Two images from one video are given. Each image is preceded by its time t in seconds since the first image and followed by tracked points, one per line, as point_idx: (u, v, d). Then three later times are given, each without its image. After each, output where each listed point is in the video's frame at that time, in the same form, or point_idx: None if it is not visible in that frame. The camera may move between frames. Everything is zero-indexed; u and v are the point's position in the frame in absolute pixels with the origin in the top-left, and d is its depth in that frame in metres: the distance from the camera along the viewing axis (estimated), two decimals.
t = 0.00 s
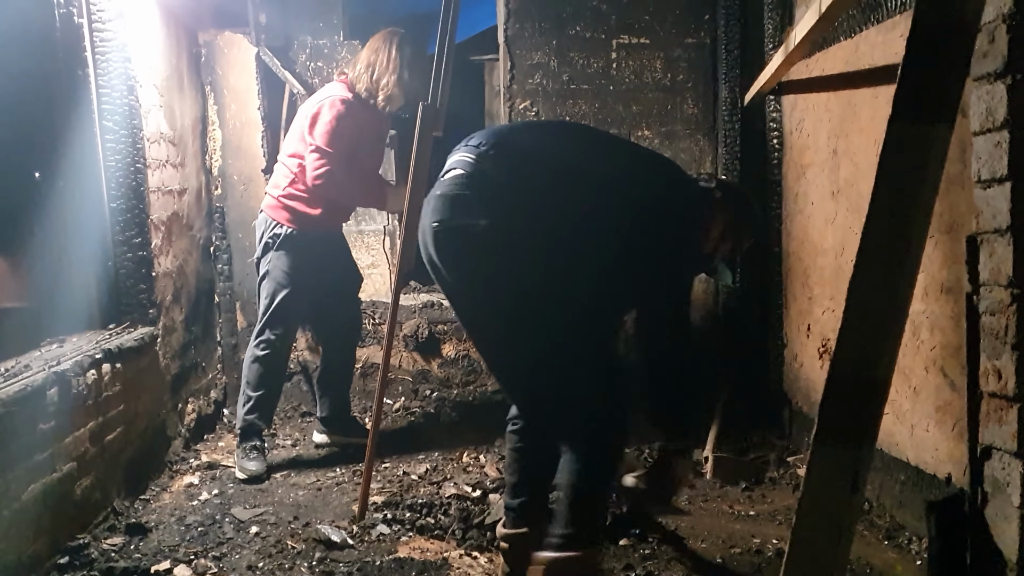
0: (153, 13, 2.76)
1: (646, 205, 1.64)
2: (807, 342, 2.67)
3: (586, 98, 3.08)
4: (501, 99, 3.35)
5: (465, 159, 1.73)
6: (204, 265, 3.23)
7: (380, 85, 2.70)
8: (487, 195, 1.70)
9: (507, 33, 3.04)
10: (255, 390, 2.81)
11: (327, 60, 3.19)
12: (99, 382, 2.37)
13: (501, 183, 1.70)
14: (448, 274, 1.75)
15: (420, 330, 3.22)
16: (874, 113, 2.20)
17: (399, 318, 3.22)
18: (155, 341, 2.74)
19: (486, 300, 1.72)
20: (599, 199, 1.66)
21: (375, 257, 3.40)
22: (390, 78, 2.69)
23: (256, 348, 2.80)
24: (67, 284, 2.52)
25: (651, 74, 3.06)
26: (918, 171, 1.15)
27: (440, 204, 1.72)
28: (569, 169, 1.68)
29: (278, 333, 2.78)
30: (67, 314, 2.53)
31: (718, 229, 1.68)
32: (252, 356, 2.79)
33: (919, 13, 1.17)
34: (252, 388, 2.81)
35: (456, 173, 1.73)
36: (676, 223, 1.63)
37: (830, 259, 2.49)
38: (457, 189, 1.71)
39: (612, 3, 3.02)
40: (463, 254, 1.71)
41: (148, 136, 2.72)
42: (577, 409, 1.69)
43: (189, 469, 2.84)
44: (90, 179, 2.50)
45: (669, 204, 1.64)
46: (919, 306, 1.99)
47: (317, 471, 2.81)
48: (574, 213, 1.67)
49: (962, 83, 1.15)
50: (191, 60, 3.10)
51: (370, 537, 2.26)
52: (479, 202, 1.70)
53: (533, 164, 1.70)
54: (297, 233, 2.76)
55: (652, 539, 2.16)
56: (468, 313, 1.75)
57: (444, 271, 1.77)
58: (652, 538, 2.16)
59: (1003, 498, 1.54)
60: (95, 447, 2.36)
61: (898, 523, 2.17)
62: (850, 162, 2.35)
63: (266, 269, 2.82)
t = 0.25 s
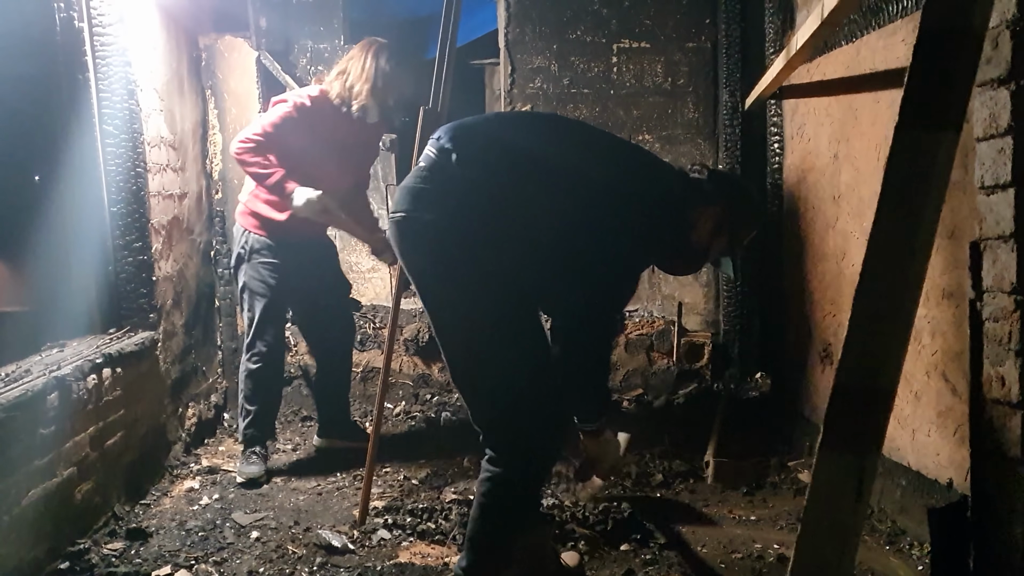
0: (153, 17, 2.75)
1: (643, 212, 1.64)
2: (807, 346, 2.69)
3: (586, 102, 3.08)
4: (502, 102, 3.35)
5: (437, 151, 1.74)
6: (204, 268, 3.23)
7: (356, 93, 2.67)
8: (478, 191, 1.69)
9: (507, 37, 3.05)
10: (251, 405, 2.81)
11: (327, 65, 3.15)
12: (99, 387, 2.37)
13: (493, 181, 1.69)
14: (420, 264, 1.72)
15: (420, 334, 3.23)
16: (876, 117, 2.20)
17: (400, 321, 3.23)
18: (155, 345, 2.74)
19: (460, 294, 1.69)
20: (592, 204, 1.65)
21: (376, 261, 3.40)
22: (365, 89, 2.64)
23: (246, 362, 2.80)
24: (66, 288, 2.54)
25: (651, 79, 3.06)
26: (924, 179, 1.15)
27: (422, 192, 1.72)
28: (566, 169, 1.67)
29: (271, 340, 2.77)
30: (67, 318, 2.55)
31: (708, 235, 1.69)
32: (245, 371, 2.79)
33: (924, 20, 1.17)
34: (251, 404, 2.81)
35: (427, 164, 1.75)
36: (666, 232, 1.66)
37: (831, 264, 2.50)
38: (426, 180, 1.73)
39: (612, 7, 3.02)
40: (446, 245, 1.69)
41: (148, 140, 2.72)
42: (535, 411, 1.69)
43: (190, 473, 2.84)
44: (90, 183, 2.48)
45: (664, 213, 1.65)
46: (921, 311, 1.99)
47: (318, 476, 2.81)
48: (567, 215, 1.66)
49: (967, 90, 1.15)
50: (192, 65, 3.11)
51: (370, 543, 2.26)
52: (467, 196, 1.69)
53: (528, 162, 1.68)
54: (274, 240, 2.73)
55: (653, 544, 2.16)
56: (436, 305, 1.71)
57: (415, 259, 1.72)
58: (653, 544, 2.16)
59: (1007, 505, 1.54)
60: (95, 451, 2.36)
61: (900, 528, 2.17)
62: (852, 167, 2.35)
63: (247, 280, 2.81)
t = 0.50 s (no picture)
0: (153, 17, 2.75)
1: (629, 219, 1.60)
2: (807, 346, 2.68)
3: (586, 103, 3.08)
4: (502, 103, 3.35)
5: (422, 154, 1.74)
6: (204, 269, 3.22)
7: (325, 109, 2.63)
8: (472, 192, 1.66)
9: (507, 38, 3.05)
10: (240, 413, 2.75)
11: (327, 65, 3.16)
12: (99, 388, 2.37)
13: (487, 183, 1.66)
14: (410, 264, 1.71)
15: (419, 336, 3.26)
16: (877, 117, 2.20)
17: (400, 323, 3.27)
18: (155, 346, 2.73)
19: (451, 296, 1.68)
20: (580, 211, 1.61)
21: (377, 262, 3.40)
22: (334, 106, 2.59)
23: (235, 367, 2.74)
24: (67, 289, 2.53)
25: (652, 79, 3.06)
26: (929, 178, 1.15)
27: (407, 191, 1.72)
28: (562, 173, 1.64)
29: (256, 341, 2.72)
30: (68, 319, 2.54)
31: (706, 245, 1.65)
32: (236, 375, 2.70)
33: (929, 19, 1.17)
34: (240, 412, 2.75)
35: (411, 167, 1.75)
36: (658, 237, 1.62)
37: (832, 264, 2.50)
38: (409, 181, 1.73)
39: (613, 7, 3.02)
40: (439, 246, 1.68)
41: (147, 140, 2.71)
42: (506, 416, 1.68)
43: (190, 474, 2.83)
44: (90, 184, 2.48)
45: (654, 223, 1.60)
46: (923, 311, 1.99)
47: (319, 476, 2.80)
48: (559, 222, 1.62)
49: (973, 90, 1.14)
50: (192, 65, 3.08)
51: (371, 543, 2.26)
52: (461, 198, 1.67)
53: (514, 165, 1.66)
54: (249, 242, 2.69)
55: (655, 544, 2.16)
56: (427, 304, 1.70)
57: (405, 260, 1.72)
58: (654, 545, 2.16)
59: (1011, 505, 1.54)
60: (95, 452, 2.35)
61: (900, 529, 2.20)
62: (853, 167, 2.35)
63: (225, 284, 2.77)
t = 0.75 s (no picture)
0: (152, 17, 2.74)
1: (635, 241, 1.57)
2: (808, 347, 2.68)
3: (587, 103, 3.08)
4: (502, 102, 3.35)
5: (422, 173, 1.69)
6: (203, 269, 3.22)
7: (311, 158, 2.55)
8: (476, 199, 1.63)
9: (507, 37, 3.04)
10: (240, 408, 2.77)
11: (327, 64, 3.17)
12: (99, 388, 2.37)
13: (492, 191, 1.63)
14: (406, 267, 1.62)
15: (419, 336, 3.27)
16: (877, 117, 2.21)
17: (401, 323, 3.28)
18: (155, 346, 2.73)
19: (451, 299, 1.61)
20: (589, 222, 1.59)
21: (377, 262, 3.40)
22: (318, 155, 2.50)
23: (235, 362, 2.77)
24: (66, 289, 2.52)
25: (652, 79, 3.06)
26: (933, 177, 1.15)
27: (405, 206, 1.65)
28: (564, 189, 1.64)
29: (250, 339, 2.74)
30: (67, 319, 2.54)
31: (704, 296, 1.56)
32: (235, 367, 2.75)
33: (933, 17, 1.17)
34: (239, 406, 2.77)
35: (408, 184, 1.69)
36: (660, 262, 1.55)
37: (833, 264, 2.50)
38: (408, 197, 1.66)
39: (613, 7, 3.02)
40: (436, 256, 1.62)
41: (147, 140, 2.70)
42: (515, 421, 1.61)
43: (190, 474, 2.83)
44: (90, 184, 2.48)
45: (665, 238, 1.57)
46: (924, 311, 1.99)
47: (319, 476, 2.80)
48: (562, 231, 1.60)
49: (977, 88, 1.14)
50: (192, 65, 3.08)
51: (371, 543, 2.25)
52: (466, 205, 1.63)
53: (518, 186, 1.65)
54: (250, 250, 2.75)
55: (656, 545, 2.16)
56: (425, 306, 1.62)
57: (403, 262, 1.62)
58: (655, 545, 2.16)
59: (1013, 504, 1.54)
60: (95, 452, 2.35)
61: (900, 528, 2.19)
62: (853, 167, 2.35)
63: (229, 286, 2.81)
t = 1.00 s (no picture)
0: (151, 18, 2.74)
1: (612, 253, 1.50)
2: (808, 347, 2.68)
3: (586, 103, 3.08)
4: (502, 103, 3.35)
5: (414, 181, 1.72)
6: (203, 270, 3.22)
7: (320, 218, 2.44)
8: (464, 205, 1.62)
9: (507, 38, 3.03)
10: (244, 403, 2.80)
11: (327, 64, 3.09)
12: (98, 388, 2.36)
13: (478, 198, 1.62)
14: (399, 270, 1.65)
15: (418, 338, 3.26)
16: (877, 117, 2.21)
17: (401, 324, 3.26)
18: (155, 346, 2.72)
19: (440, 301, 1.62)
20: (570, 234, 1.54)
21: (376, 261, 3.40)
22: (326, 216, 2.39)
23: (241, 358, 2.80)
24: (66, 290, 2.53)
25: (651, 79, 3.06)
26: (934, 176, 1.14)
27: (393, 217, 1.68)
28: (553, 201, 1.58)
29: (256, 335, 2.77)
30: (66, 319, 2.53)
31: (693, 323, 1.52)
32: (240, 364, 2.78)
33: (933, 16, 1.16)
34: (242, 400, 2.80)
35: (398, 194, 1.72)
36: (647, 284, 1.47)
37: (832, 264, 2.50)
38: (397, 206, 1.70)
39: (612, 7, 3.02)
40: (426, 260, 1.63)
41: (147, 141, 2.70)
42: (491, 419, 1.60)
43: (189, 475, 2.82)
44: (90, 184, 2.48)
45: (649, 258, 1.48)
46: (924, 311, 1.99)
47: (318, 477, 2.80)
48: (547, 245, 1.54)
49: (977, 87, 1.14)
50: (190, 65, 3.09)
51: (371, 544, 2.25)
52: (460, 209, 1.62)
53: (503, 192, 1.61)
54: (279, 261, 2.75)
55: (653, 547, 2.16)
56: (413, 305, 1.65)
57: (394, 263, 1.65)
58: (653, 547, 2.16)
59: (1014, 504, 1.54)
60: (94, 453, 2.34)
61: (900, 529, 2.19)
62: (853, 167, 2.35)
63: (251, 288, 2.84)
